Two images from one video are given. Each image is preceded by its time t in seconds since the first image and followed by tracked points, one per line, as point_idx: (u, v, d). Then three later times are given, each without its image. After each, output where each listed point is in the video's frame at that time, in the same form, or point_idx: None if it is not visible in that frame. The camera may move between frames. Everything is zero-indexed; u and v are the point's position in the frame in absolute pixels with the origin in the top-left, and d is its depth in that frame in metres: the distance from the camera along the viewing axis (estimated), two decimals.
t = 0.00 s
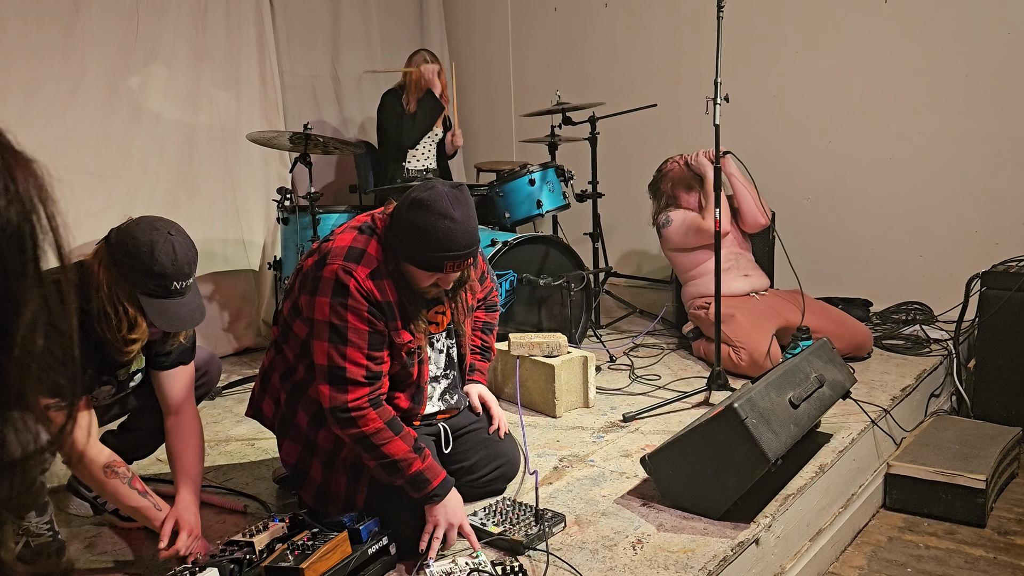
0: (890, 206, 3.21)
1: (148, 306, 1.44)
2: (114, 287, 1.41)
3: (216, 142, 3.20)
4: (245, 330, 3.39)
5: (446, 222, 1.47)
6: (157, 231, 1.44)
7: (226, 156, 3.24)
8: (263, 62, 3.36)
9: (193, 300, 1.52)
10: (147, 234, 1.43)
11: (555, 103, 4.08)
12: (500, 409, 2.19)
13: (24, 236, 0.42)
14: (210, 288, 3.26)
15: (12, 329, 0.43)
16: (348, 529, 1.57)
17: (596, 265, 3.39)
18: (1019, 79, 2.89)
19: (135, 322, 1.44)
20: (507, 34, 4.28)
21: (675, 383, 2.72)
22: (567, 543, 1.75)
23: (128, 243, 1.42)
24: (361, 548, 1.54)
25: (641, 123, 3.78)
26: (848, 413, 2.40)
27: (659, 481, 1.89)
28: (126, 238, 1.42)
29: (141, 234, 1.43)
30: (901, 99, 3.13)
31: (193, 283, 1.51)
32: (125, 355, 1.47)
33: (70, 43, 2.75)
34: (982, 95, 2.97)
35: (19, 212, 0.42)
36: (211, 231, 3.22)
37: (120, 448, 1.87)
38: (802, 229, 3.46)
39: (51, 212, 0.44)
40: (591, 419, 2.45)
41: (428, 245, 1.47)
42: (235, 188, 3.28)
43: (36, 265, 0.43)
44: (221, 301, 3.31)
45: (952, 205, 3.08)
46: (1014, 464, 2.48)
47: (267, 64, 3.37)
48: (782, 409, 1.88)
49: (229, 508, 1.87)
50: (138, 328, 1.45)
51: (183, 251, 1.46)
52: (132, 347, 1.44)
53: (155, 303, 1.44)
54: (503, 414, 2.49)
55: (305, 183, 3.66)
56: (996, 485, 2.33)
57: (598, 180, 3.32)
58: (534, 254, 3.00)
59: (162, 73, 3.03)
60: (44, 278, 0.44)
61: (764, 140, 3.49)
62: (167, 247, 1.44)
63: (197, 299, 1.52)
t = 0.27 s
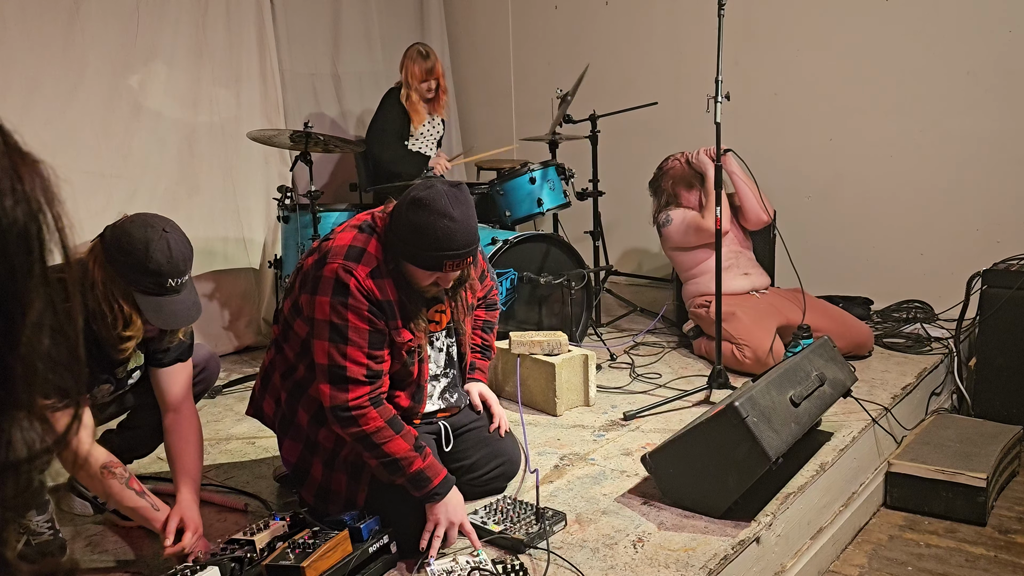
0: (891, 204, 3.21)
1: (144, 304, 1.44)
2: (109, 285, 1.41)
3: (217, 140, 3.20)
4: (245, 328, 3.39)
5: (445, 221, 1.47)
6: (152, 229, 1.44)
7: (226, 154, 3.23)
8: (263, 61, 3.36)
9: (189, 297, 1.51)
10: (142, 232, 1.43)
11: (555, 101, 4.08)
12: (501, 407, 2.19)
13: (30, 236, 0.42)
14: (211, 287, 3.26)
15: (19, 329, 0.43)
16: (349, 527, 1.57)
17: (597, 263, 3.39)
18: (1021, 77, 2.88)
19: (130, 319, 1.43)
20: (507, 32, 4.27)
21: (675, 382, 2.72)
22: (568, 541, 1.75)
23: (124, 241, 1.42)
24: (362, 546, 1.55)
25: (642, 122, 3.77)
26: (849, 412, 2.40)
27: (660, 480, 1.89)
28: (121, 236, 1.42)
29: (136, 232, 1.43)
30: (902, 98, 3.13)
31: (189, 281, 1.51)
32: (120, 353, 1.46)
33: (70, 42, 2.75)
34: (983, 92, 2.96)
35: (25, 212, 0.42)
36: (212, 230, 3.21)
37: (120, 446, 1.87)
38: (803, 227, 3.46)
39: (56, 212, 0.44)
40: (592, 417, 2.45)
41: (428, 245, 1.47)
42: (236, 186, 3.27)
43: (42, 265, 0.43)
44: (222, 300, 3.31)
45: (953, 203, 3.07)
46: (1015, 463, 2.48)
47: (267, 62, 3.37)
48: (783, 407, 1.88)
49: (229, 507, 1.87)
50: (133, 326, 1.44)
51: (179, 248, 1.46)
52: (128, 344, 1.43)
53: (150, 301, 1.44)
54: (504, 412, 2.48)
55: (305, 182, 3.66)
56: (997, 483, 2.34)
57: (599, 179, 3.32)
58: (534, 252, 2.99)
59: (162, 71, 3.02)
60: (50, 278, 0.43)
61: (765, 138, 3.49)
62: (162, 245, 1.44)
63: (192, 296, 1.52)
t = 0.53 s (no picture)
0: (892, 203, 3.21)
1: (141, 305, 1.44)
2: (107, 286, 1.42)
3: (217, 138, 3.20)
4: (246, 327, 3.39)
5: (445, 219, 1.47)
6: (150, 230, 1.43)
7: (227, 152, 3.23)
8: (263, 59, 3.36)
9: (187, 297, 1.52)
10: (140, 234, 1.42)
11: (556, 99, 4.07)
12: (501, 405, 2.19)
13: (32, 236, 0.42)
14: (211, 285, 3.26)
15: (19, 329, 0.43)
16: (349, 526, 1.57)
17: (597, 262, 3.39)
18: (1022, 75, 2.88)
19: (128, 321, 1.45)
20: (507, 30, 4.27)
21: (676, 380, 2.72)
22: (569, 540, 1.75)
23: (121, 242, 1.40)
24: (362, 545, 1.55)
25: (642, 120, 3.77)
26: (849, 410, 2.40)
27: (660, 478, 1.89)
28: (119, 237, 1.41)
29: (134, 232, 1.41)
30: (902, 96, 3.12)
31: (187, 281, 1.50)
32: (118, 353, 1.49)
33: (70, 40, 2.74)
34: (984, 91, 2.96)
35: (27, 211, 0.41)
36: (212, 228, 3.21)
37: (120, 445, 1.87)
38: (803, 225, 3.46)
39: (57, 212, 0.43)
40: (592, 416, 2.45)
41: (428, 242, 1.47)
42: (236, 185, 3.27)
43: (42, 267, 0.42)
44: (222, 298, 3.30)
45: (953, 201, 3.07)
46: (1015, 461, 2.48)
47: (268, 60, 3.37)
48: (783, 406, 1.88)
49: (229, 505, 1.87)
50: (131, 327, 1.46)
51: (176, 249, 1.45)
52: (125, 345, 1.46)
53: (148, 302, 1.45)
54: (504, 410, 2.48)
55: (306, 180, 3.65)
56: (997, 482, 2.33)
57: (599, 177, 3.32)
58: (535, 251, 2.99)
59: (162, 69, 3.02)
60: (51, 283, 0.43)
61: (765, 136, 3.49)
62: (159, 246, 1.42)
63: (190, 296, 1.52)
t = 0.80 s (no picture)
0: (892, 201, 3.20)
1: (144, 310, 1.44)
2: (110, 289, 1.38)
3: (217, 136, 3.19)
4: (246, 324, 3.38)
5: (445, 216, 1.47)
6: (154, 234, 1.43)
7: (227, 150, 3.23)
8: (263, 57, 3.35)
9: (187, 301, 1.53)
10: (144, 236, 1.42)
11: (556, 97, 4.07)
12: (501, 403, 2.19)
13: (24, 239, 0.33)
14: (211, 283, 3.26)
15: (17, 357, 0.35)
16: (349, 524, 1.57)
17: (597, 259, 3.39)
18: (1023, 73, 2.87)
19: (132, 325, 1.41)
20: (507, 27, 4.26)
21: (676, 378, 2.72)
22: (569, 538, 1.75)
23: (125, 243, 1.39)
24: (363, 542, 1.55)
25: (643, 118, 3.76)
26: (849, 408, 2.40)
27: (660, 476, 1.89)
28: (122, 238, 1.40)
29: (138, 236, 1.41)
30: (903, 94, 3.12)
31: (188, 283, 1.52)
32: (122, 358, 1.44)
33: (69, 37, 2.73)
34: (985, 89, 2.95)
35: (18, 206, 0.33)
36: (211, 226, 3.21)
37: (120, 443, 1.87)
38: (803, 223, 3.45)
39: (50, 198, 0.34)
40: (592, 414, 2.45)
41: (429, 240, 1.46)
42: (235, 183, 3.27)
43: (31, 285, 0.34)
44: (222, 295, 3.30)
45: (954, 199, 3.07)
46: (1016, 460, 2.48)
47: (268, 58, 3.36)
48: (784, 404, 1.88)
49: (229, 503, 1.87)
50: (134, 333, 1.42)
51: (180, 254, 1.46)
52: (131, 351, 1.41)
53: (151, 307, 1.44)
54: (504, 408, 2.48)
55: (306, 177, 3.65)
56: (997, 480, 2.34)
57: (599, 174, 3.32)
58: (535, 248, 2.99)
59: (161, 67, 3.01)
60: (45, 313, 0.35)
61: (765, 134, 3.48)
62: (164, 251, 1.43)
63: (190, 298, 1.54)
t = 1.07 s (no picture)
0: (893, 200, 3.20)
1: (157, 326, 1.42)
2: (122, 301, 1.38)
3: (217, 135, 3.19)
4: (246, 323, 3.38)
5: (445, 215, 1.46)
6: (170, 247, 1.41)
7: (227, 149, 3.23)
8: (264, 56, 3.35)
9: (202, 315, 1.50)
10: (161, 250, 1.40)
11: (557, 95, 4.07)
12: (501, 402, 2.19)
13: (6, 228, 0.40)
14: (212, 281, 3.26)
15: None
16: (349, 522, 1.57)
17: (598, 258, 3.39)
18: None
19: (143, 339, 1.41)
20: (508, 27, 4.26)
21: (676, 377, 2.72)
22: (569, 536, 1.75)
23: (141, 259, 1.37)
24: (363, 540, 1.55)
25: (643, 116, 3.76)
26: (850, 407, 2.40)
27: (661, 474, 1.89)
28: (138, 251, 1.38)
29: (153, 249, 1.39)
30: (904, 93, 3.12)
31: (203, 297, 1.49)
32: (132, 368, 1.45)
33: (70, 35, 2.73)
34: (986, 88, 2.95)
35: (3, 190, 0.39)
36: (212, 225, 3.21)
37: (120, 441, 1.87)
38: (804, 222, 3.45)
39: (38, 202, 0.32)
40: (593, 412, 2.45)
41: (429, 239, 1.46)
42: (236, 182, 3.27)
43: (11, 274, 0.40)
44: (223, 294, 3.30)
45: (955, 199, 3.07)
46: (1016, 459, 2.48)
47: (268, 57, 3.36)
48: (785, 402, 1.88)
49: (230, 501, 1.87)
50: (145, 346, 1.42)
51: (195, 269, 1.43)
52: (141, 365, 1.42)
53: (163, 322, 1.43)
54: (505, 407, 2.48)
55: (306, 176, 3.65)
56: (998, 479, 2.33)
57: (600, 173, 3.31)
58: (536, 247, 2.99)
59: (162, 65, 3.01)
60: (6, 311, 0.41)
61: (766, 133, 3.48)
62: (178, 265, 1.40)
63: (206, 311, 1.51)
